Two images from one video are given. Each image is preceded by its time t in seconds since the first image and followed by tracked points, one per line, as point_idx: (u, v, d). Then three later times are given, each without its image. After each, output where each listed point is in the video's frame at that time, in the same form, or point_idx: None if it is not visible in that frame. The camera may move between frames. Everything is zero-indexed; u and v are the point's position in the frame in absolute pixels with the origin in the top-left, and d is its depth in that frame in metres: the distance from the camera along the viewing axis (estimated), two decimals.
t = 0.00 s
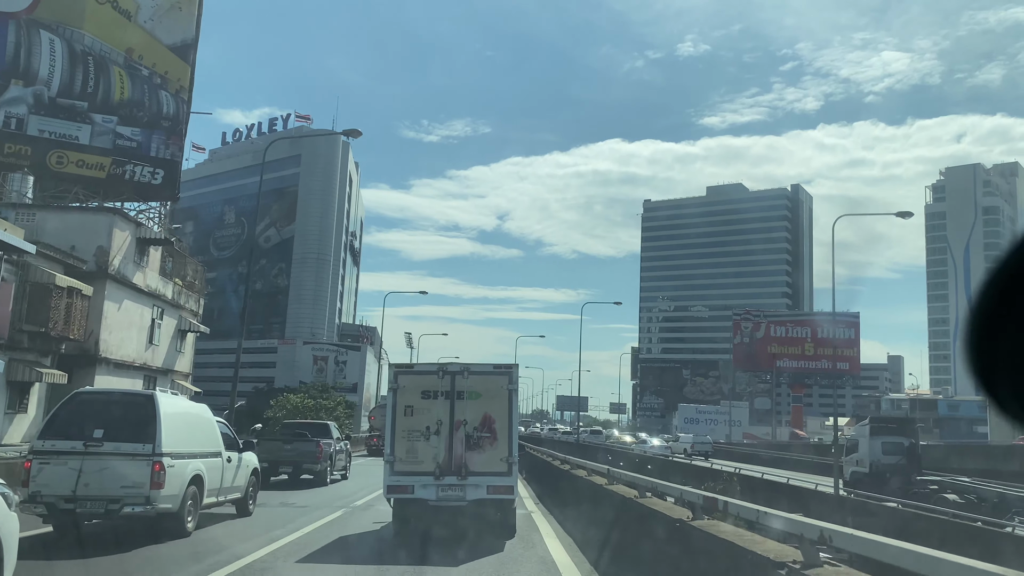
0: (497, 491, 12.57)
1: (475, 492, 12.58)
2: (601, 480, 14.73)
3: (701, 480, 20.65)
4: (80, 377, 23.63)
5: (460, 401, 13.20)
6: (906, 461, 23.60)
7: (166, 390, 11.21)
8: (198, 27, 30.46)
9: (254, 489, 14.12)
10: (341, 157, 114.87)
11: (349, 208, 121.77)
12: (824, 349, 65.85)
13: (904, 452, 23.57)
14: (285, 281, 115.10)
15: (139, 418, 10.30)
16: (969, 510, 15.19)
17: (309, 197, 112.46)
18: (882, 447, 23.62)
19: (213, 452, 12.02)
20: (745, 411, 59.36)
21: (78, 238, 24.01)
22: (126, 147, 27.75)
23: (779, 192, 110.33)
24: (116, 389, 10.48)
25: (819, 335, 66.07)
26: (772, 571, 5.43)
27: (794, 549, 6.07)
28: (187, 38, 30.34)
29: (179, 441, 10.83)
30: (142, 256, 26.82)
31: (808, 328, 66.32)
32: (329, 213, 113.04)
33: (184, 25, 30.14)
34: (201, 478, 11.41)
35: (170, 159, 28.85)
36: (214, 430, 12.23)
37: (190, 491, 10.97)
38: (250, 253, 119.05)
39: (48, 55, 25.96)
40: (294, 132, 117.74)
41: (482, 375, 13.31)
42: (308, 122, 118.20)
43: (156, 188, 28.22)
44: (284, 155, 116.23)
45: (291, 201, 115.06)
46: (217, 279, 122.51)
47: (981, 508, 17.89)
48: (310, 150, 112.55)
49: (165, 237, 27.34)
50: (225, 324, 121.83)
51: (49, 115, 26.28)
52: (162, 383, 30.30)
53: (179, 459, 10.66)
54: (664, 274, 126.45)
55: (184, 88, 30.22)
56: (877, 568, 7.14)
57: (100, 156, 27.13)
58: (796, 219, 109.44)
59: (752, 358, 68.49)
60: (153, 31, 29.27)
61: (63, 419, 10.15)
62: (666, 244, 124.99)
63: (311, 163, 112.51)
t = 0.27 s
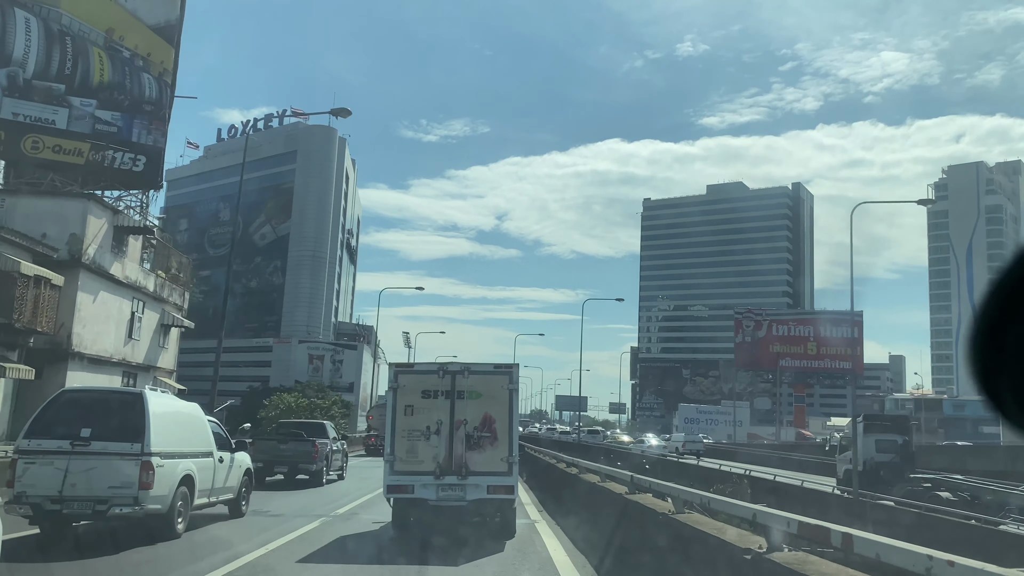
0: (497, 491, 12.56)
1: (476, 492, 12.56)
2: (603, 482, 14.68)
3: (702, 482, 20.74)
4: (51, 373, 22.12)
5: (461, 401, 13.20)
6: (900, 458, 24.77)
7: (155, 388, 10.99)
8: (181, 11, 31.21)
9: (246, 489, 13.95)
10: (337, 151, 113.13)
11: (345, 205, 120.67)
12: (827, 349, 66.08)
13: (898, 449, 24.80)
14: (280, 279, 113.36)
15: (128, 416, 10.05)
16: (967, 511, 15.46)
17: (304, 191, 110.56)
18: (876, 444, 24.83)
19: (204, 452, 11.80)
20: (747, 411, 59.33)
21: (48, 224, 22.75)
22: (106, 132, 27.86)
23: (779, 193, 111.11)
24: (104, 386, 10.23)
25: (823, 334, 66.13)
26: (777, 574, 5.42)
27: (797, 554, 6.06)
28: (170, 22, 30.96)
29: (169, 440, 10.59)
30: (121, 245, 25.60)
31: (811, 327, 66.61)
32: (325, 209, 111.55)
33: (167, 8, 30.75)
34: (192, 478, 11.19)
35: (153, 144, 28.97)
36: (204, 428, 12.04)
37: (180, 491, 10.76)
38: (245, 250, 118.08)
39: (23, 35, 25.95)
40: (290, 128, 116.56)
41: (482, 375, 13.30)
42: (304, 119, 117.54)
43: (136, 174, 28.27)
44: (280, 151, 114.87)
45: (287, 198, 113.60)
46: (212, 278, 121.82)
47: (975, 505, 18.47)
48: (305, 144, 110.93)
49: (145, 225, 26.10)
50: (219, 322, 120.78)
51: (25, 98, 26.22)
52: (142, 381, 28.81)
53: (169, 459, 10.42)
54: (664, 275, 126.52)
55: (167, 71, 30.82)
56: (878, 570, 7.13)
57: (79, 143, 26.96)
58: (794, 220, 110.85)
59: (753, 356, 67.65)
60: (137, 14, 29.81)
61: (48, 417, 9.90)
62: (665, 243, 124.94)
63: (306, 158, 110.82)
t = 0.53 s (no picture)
0: (498, 491, 12.56)
1: (477, 492, 12.57)
2: (602, 481, 14.70)
3: (700, 480, 20.84)
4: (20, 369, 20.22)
5: (462, 402, 13.20)
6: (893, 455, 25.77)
7: (146, 386, 10.73)
8: None
9: (241, 489, 13.74)
10: (335, 146, 110.97)
11: (342, 202, 119.02)
12: (831, 348, 66.90)
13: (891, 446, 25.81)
14: (276, 277, 111.43)
15: (118, 417, 9.85)
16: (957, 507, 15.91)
17: (302, 188, 108.46)
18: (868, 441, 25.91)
19: (198, 453, 11.59)
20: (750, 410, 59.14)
21: (18, 210, 20.78)
22: (87, 116, 25.77)
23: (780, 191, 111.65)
24: (93, 387, 10.03)
25: (827, 333, 67.21)
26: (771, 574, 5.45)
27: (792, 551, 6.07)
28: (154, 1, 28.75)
29: (161, 442, 10.34)
30: (98, 235, 23.52)
31: (814, 326, 67.42)
32: (323, 206, 109.53)
33: None
34: (184, 479, 10.92)
35: (134, 129, 26.65)
36: (197, 429, 11.80)
37: (172, 492, 10.49)
38: (242, 248, 116.80)
39: None
40: (287, 124, 115.02)
41: (482, 375, 13.31)
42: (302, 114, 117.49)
43: (120, 162, 25.99)
44: (277, 147, 113.11)
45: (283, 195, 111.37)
46: (209, 276, 121.04)
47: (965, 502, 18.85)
48: (302, 141, 108.81)
49: (126, 214, 24.05)
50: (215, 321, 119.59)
51: None
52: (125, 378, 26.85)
53: (160, 460, 10.16)
54: (664, 274, 126.32)
55: (151, 53, 28.38)
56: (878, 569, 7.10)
57: (57, 127, 24.94)
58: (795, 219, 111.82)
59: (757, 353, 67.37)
60: None
61: (34, 420, 9.69)
62: (665, 243, 124.72)
63: (303, 155, 108.80)
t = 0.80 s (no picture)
0: (498, 492, 12.55)
1: (477, 492, 12.57)
2: (602, 480, 14.70)
3: (700, 480, 20.91)
4: None
5: (463, 403, 13.19)
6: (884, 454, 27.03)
7: (135, 385, 10.54)
8: None
9: (234, 490, 13.55)
10: (330, 143, 111.08)
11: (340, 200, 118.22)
12: (836, 347, 66.96)
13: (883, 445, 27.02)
14: (273, 275, 109.89)
15: (106, 417, 9.66)
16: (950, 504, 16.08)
17: (299, 185, 108.13)
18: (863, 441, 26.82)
19: (189, 453, 11.41)
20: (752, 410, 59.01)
21: None
22: (63, 99, 24.54)
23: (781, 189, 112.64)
24: (81, 385, 9.85)
25: (830, 331, 67.30)
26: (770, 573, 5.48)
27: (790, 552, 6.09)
28: None
29: (150, 442, 10.15)
30: (72, 224, 22.40)
31: (818, 325, 67.41)
32: (319, 203, 108.79)
33: None
34: (175, 480, 10.73)
35: (114, 112, 25.49)
36: (189, 427, 11.61)
37: (162, 493, 10.31)
38: (238, 245, 114.83)
39: None
40: (283, 121, 114.31)
41: (483, 377, 13.31)
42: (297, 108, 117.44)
43: (100, 147, 24.91)
44: (272, 144, 112.46)
45: (279, 192, 110.69)
46: (204, 273, 118.52)
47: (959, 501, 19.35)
48: (299, 137, 108.54)
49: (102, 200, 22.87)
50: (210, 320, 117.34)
51: None
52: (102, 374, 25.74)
53: (149, 460, 9.97)
54: (664, 275, 126.53)
55: (132, 32, 27.06)
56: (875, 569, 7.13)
57: (33, 110, 23.78)
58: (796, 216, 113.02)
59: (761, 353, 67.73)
60: None
61: (21, 420, 9.51)
62: (664, 243, 124.55)
63: (300, 152, 108.18)
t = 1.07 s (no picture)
0: (498, 491, 12.54)
1: (478, 492, 12.56)
2: (601, 482, 14.65)
3: (698, 480, 20.99)
4: None
5: (464, 404, 13.20)
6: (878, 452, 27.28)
7: (126, 385, 10.35)
8: None
9: (228, 491, 13.32)
10: (329, 140, 110.07)
11: (337, 198, 117.50)
12: (840, 347, 67.04)
13: (879, 443, 27.25)
14: (270, 274, 109.39)
15: (94, 416, 9.49)
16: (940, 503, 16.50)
17: (295, 184, 107.24)
18: (857, 439, 27.10)
19: (182, 453, 11.21)
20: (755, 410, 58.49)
21: None
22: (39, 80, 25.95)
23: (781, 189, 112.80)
24: (69, 384, 9.71)
25: (835, 331, 67.01)
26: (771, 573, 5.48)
27: (791, 552, 6.07)
28: None
29: (141, 441, 9.98)
30: (42, 208, 22.45)
31: (823, 325, 67.22)
32: (316, 199, 107.99)
33: None
34: (166, 481, 10.51)
35: (93, 94, 26.62)
36: (182, 427, 11.42)
37: (153, 494, 10.12)
38: (235, 244, 114.73)
39: None
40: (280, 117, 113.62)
41: (484, 378, 13.29)
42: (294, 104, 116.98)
43: (76, 129, 26.02)
44: (268, 140, 111.83)
45: (276, 189, 110.02)
46: (202, 272, 118.88)
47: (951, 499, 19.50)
48: (296, 135, 107.53)
49: (75, 184, 23.00)
50: (207, 318, 116.98)
51: None
52: (79, 369, 25.79)
53: (140, 460, 9.80)
54: (664, 274, 126.74)
55: (112, 11, 28.08)
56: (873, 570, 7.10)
57: (9, 91, 24.93)
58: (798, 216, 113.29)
59: (763, 353, 67.58)
60: None
61: (8, 419, 9.38)
62: (664, 242, 124.27)
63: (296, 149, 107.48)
